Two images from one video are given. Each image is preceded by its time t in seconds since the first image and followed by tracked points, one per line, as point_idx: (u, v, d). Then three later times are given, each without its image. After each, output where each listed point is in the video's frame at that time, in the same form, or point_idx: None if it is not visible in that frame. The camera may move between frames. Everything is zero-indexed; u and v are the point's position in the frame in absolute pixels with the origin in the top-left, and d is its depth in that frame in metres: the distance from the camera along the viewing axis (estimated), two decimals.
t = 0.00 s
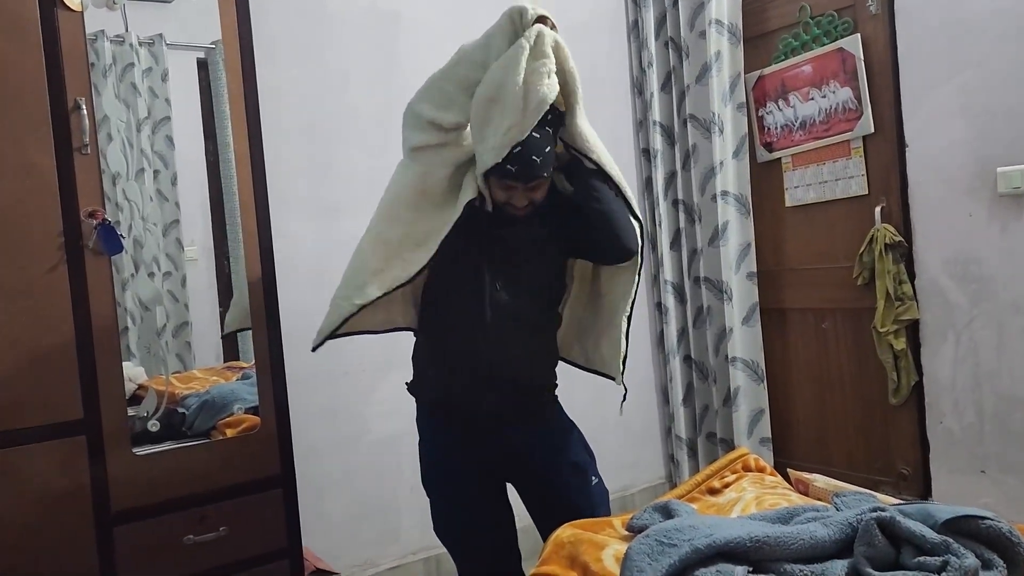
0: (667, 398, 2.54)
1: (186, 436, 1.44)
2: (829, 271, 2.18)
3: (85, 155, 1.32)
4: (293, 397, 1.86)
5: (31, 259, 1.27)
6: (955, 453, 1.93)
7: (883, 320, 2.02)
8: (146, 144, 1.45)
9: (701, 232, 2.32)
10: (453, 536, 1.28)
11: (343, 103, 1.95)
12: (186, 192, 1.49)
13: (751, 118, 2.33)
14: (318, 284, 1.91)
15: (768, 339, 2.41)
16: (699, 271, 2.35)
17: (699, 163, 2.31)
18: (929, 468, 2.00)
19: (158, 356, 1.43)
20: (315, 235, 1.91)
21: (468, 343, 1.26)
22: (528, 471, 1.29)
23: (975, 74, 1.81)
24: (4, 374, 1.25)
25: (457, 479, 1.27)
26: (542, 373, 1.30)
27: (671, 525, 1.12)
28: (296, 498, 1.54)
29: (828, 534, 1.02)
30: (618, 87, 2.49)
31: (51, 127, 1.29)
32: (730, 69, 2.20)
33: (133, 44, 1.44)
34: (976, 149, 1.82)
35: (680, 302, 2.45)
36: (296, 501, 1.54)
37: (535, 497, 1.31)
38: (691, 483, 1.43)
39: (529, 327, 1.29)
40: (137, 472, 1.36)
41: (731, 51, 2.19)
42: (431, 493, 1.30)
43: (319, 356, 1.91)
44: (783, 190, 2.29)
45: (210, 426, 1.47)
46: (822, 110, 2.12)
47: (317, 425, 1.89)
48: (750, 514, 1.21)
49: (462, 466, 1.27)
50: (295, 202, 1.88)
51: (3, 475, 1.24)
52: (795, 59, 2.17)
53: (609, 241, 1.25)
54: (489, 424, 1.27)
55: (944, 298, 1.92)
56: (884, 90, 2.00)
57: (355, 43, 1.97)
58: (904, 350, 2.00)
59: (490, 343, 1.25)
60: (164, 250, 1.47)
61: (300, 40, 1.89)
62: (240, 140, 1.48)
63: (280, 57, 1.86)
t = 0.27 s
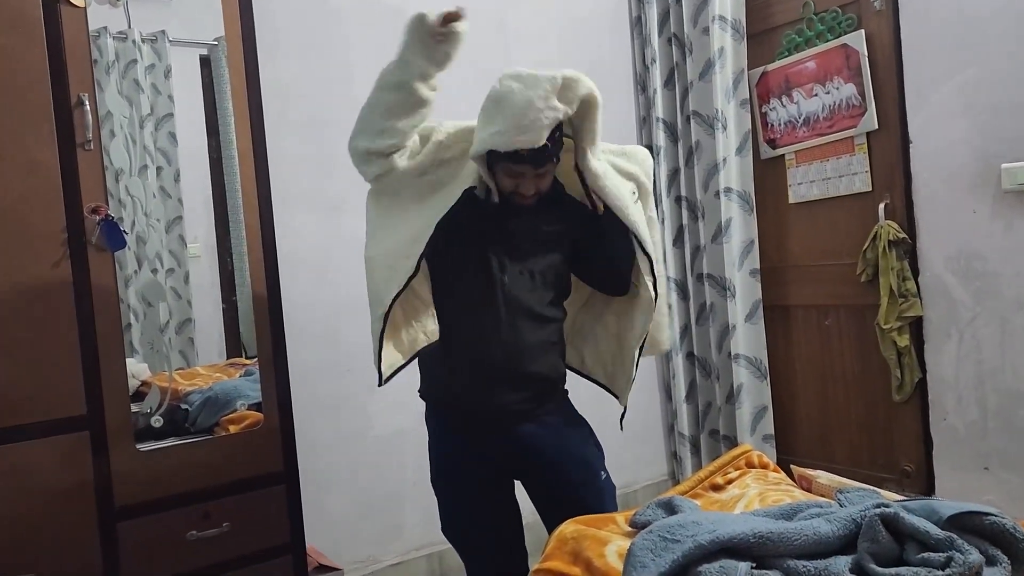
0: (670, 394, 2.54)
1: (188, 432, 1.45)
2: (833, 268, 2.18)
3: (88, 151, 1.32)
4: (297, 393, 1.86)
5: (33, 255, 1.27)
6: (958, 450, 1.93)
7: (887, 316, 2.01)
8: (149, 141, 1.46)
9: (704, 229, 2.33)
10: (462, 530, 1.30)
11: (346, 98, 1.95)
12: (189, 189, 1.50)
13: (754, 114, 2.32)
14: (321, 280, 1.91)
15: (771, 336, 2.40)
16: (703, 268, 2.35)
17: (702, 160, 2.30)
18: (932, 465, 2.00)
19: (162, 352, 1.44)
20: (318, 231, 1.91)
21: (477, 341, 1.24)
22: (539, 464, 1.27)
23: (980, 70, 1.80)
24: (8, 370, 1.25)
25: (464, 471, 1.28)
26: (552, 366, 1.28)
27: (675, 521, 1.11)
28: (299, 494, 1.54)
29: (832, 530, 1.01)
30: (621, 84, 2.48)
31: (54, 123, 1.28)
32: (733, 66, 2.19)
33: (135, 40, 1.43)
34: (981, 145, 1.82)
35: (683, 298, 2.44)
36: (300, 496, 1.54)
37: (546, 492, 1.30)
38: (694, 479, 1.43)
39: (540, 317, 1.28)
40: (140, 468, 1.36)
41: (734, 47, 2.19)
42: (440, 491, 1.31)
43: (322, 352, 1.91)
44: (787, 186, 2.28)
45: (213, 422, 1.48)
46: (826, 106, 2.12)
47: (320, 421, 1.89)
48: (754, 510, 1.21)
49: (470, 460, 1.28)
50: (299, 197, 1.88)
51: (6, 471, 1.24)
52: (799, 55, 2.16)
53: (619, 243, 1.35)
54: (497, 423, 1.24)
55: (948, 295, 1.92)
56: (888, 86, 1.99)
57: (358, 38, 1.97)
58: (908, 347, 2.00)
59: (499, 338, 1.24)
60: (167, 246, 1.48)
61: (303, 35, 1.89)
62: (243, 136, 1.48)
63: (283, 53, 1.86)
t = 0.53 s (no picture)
0: (671, 394, 2.54)
1: (189, 432, 1.45)
2: (834, 267, 2.18)
3: (90, 151, 1.32)
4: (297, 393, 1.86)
5: (34, 255, 1.27)
6: (960, 449, 1.93)
7: (888, 316, 2.01)
8: (150, 140, 1.46)
9: (705, 228, 2.33)
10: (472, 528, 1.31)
11: (346, 98, 1.95)
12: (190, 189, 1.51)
13: (755, 113, 2.32)
14: (322, 279, 1.91)
15: (772, 335, 2.40)
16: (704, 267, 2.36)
17: (702, 159, 2.30)
18: (933, 464, 2.00)
19: (164, 352, 1.44)
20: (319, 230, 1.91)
21: (500, 334, 1.27)
22: (555, 457, 1.30)
23: (982, 68, 1.80)
24: (9, 370, 1.25)
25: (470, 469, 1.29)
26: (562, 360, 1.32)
27: (676, 520, 1.11)
28: (300, 493, 1.54)
29: (833, 530, 1.01)
30: (621, 82, 2.48)
31: (55, 122, 1.29)
32: (734, 65, 2.19)
33: (136, 40, 1.43)
34: (982, 144, 1.81)
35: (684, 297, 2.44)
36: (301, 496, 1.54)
37: (557, 484, 1.33)
38: (694, 479, 1.43)
39: (557, 311, 1.32)
40: (142, 467, 1.37)
41: (735, 46, 2.19)
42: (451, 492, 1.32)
43: (323, 351, 1.91)
44: (788, 185, 2.28)
45: (214, 422, 1.48)
46: (827, 105, 2.12)
47: (321, 421, 1.89)
48: (755, 509, 1.21)
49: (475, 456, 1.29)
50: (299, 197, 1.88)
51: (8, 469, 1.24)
52: (799, 54, 2.16)
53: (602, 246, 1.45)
54: (516, 418, 1.26)
55: (949, 294, 1.92)
56: (889, 85, 1.99)
57: (358, 37, 1.96)
58: (909, 346, 1.99)
59: (524, 331, 1.27)
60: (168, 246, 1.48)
61: (304, 34, 1.89)
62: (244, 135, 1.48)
63: (283, 53, 1.86)
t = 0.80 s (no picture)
0: (672, 396, 2.53)
1: (190, 434, 1.44)
2: (835, 269, 2.18)
3: (90, 154, 1.32)
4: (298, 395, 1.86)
5: (35, 257, 1.27)
6: (961, 451, 1.93)
7: (889, 317, 2.01)
8: (151, 143, 1.45)
9: (706, 230, 2.33)
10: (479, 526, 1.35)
11: (347, 100, 1.95)
12: (191, 191, 1.49)
13: (756, 115, 2.32)
14: (323, 281, 1.91)
15: (773, 337, 2.40)
16: (704, 268, 2.35)
17: (703, 161, 2.31)
18: (935, 466, 2.00)
19: (163, 355, 1.43)
20: (321, 232, 1.91)
21: (524, 328, 1.34)
22: (562, 448, 1.38)
23: (982, 69, 1.80)
24: (10, 372, 1.25)
25: (477, 463, 1.34)
26: (569, 354, 1.40)
27: (676, 522, 1.11)
28: (300, 495, 1.54)
29: (833, 531, 1.01)
30: (622, 84, 2.48)
31: (56, 125, 1.29)
32: (734, 66, 2.19)
33: (138, 42, 1.43)
34: (983, 145, 1.81)
35: (685, 299, 2.44)
36: (301, 497, 1.54)
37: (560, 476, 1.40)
38: (695, 481, 1.43)
39: (568, 304, 1.42)
40: (142, 468, 1.37)
41: (735, 47, 2.19)
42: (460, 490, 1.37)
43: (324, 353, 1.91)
44: (789, 187, 2.28)
45: (215, 424, 1.48)
46: (827, 107, 2.12)
47: (322, 423, 1.89)
48: (755, 511, 1.21)
49: (483, 454, 1.34)
50: (300, 199, 1.88)
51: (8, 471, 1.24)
52: (800, 56, 2.16)
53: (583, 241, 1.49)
54: (539, 412, 1.34)
55: (950, 295, 1.92)
56: (890, 86, 1.99)
57: (359, 39, 1.97)
58: (910, 347, 1.99)
59: (545, 323, 1.36)
60: (169, 248, 1.47)
61: (305, 36, 1.89)
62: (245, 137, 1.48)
63: (284, 55, 1.86)
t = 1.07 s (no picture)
0: (671, 402, 2.53)
1: (189, 441, 1.44)
2: (834, 275, 2.17)
3: (89, 160, 1.32)
4: (297, 402, 1.86)
5: (34, 263, 1.27)
6: (960, 456, 1.92)
7: (888, 323, 2.01)
8: (150, 149, 1.45)
9: (705, 235, 2.33)
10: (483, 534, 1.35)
11: (346, 106, 1.95)
12: (190, 197, 1.49)
13: (755, 120, 2.32)
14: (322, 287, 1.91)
15: (772, 342, 2.39)
16: (703, 274, 2.35)
17: (702, 167, 2.31)
18: (934, 472, 1.99)
19: (163, 360, 1.43)
20: (320, 238, 1.91)
21: (527, 335, 1.34)
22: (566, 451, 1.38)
23: (981, 75, 1.80)
24: (7, 379, 1.25)
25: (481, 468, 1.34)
26: (569, 358, 1.40)
27: (674, 531, 1.11)
28: (298, 502, 1.54)
29: (831, 541, 1.01)
30: (621, 90, 2.48)
31: (55, 132, 1.29)
32: (733, 72, 2.19)
33: (137, 49, 1.43)
34: (982, 150, 1.81)
35: (684, 305, 2.44)
36: (299, 505, 1.54)
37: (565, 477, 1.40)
38: (692, 489, 1.42)
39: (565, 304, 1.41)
40: (140, 475, 1.36)
41: (734, 53, 2.19)
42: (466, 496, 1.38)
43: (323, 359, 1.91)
44: (788, 193, 2.28)
45: (213, 431, 1.47)
46: (825, 114, 2.11)
47: (320, 429, 1.89)
48: (753, 520, 1.20)
49: (487, 461, 1.34)
50: (299, 205, 1.88)
51: (6, 479, 1.24)
52: (798, 62, 2.16)
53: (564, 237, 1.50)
54: (545, 420, 1.34)
55: (949, 301, 1.91)
56: (888, 92, 1.99)
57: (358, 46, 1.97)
58: (909, 353, 1.99)
59: (546, 329, 1.36)
60: (168, 254, 1.47)
61: (304, 43, 1.89)
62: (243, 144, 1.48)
63: (283, 62, 1.86)
